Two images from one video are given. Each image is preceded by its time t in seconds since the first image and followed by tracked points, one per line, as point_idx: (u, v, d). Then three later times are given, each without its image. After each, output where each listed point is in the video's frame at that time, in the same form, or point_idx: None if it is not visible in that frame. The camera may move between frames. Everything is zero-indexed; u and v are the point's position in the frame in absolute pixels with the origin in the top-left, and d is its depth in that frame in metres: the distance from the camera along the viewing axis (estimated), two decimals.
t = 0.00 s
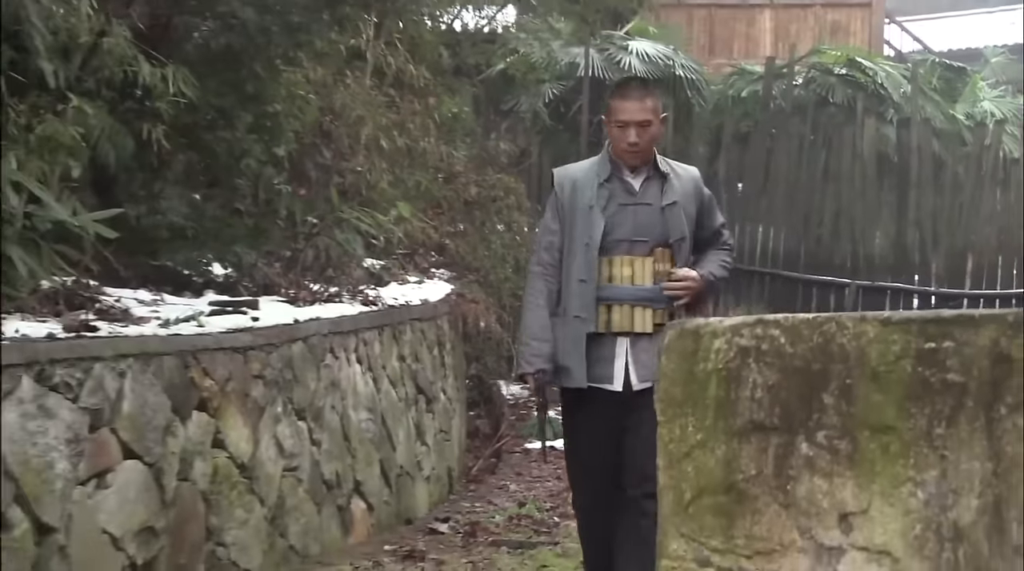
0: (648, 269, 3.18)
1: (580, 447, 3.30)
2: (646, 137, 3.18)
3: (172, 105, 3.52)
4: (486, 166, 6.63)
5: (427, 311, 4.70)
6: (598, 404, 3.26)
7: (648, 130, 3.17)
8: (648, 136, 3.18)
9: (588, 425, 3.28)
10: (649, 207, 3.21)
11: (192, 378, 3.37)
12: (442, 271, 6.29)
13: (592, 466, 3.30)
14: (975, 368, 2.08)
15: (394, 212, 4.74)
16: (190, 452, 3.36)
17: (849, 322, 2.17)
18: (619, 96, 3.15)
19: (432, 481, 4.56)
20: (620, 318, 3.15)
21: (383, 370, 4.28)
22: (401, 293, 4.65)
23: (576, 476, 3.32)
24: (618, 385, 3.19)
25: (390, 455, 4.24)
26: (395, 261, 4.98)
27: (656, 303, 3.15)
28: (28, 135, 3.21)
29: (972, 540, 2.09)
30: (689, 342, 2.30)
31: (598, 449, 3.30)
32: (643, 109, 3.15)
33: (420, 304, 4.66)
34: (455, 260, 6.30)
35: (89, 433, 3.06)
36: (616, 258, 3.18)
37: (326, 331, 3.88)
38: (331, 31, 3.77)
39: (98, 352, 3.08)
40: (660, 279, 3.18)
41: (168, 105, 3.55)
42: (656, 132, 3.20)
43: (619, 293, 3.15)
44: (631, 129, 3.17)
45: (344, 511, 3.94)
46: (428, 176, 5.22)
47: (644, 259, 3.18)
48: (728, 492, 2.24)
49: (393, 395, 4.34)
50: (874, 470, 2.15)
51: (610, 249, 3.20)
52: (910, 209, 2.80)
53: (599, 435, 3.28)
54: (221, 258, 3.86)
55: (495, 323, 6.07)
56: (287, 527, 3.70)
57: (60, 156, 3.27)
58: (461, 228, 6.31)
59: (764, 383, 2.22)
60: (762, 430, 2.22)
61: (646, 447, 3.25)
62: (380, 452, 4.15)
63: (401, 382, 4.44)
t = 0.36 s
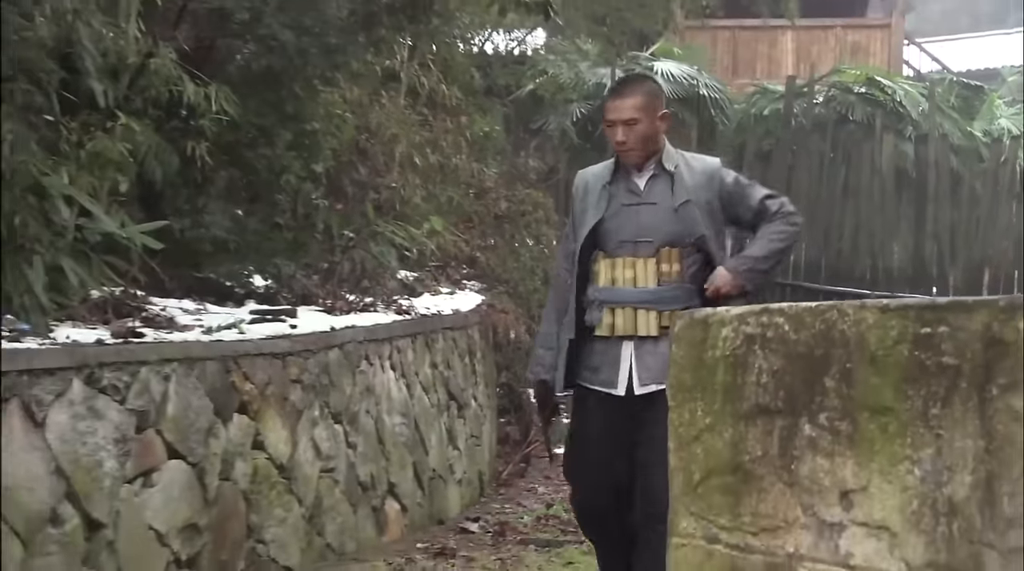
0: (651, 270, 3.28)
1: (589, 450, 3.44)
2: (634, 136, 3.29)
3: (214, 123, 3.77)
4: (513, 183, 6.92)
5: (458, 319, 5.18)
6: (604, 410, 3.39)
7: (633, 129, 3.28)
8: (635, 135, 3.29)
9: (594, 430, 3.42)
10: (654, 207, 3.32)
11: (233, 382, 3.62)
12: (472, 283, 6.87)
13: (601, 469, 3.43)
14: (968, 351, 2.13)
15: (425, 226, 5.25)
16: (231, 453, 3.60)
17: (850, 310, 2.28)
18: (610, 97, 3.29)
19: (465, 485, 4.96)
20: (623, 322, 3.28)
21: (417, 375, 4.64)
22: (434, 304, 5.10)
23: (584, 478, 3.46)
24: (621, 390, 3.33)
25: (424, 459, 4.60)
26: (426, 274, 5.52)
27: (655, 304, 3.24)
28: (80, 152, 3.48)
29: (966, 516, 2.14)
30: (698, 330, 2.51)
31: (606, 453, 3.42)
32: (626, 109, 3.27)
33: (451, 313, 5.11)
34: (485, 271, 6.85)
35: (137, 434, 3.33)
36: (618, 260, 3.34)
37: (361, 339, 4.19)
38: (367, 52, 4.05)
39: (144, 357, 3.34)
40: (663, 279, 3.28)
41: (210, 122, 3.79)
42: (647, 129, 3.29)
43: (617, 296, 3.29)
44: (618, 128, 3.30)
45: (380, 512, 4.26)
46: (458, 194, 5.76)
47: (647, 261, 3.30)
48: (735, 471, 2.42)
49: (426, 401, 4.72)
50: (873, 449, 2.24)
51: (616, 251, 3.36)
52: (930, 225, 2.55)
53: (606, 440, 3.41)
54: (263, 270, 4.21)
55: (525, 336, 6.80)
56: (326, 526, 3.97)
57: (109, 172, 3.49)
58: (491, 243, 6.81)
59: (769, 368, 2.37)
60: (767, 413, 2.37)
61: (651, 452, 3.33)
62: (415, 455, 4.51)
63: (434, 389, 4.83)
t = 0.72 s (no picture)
0: (662, 267, 3.44)
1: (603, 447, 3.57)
2: (624, 129, 3.48)
3: (260, 137, 4.13)
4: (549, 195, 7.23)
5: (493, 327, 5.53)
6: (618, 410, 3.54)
7: (623, 124, 3.47)
8: (624, 129, 3.47)
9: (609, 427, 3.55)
10: (664, 202, 3.47)
11: (277, 384, 3.85)
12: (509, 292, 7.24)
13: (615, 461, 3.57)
14: (971, 336, 2.24)
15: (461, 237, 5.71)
16: (275, 452, 3.82)
17: (858, 300, 2.40)
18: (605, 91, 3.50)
19: (499, 486, 5.29)
20: (637, 317, 3.44)
21: (453, 381, 5.01)
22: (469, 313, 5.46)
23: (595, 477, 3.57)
24: (630, 387, 3.50)
25: (458, 461, 4.89)
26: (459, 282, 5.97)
27: (666, 301, 3.40)
28: (134, 165, 3.69)
29: (968, 493, 2.25)
30: (714, 320, 2.62)
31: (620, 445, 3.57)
32: (615, 103, 3.46)
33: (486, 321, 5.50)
34: (522, 281, 7.04)
35: (186, 433, 3.52)
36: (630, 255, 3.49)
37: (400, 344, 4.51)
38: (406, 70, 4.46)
39: (194, 360, 3.55)
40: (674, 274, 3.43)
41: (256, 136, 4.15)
42: (637, 124, 3.47)
43: (629, 294, 3.44)
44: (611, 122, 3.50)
45: (417, 511, 4.52)
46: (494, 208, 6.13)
47: (657, 258, 3.45)
48: (749, 454, 2.53)
49: (462, 405, 5.07)
50: (880, 431, 2.35)
51: (627, 246, 3.51)
52: (954, 234, 2.66)
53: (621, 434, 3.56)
54: (306, 279, 4.60)
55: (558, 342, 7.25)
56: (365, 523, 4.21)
57: (160, 184, 3.75)
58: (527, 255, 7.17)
59: (781, 355, 2.48)
60: (780, 398, 2.48)
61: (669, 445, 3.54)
62: (451, 457, 4.86)
63: (471, 393, 5.20)
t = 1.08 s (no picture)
0: (638, 277, 3.05)
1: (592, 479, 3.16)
2: (574, 141, 3.10)
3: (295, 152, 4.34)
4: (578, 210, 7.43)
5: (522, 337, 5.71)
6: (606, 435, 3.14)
7: (574, 135, 3.09)
8: (573, 141, 3.09)
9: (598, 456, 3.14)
10: (636, 209, 3.08)
11: (311, 390, 4.00)
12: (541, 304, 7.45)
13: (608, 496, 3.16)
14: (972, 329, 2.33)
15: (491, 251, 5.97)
16: (310, 455, 3.97)
17: (865, 296, 2.49)
18: (557, 105, 3.15)
19: (528, 491, 5.45)
20: (617, 332, 3.03)
21: (483, 389, 5.18)
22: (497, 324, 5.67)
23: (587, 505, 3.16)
24: (616, 406, 3.07)
25: (489, 466, 5.05)
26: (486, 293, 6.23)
27: (648, 312, 3.01)
28: (174, 180, 3.86)
29: (970, 480, 2.33)
30: (725, 317, 2.71)
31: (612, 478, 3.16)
32: (564, 113, 3.10)
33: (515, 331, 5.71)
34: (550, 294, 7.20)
35: (224, 437, 3.66)
36: (606, 267, 3.08)
37: (429, 353, 4.66)
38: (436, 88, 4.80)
39: (232, 365, 3.69)
40: (657, 283, 3.04)
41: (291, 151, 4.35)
42: (587, 135, 3.09)
43: (607, 306, 3.04)
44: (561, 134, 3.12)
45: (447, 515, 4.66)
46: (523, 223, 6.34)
47: (636, 266, 3.05)
48: (760, 445, 2.62)
49: (491, 412, 5.24)
50: (886, 421, 2.45)
51: (600, 259, 3.10)
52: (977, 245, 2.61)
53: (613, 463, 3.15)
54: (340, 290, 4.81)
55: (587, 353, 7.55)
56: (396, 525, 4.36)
57: (199, 197, 3.89)
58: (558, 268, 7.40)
59: (790, 350, 2.58)
60: (789, 391, 2.58)
61: (665, 462, 3.08)
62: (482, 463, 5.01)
63: (500, 401, 5.38)
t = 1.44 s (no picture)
0: (597, 274, 2.92)
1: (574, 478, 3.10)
2: (531, 146, 3.04)
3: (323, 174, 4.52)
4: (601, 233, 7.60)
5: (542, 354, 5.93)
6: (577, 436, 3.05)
7: (531, 139, 3.02)
8: (531, 145, 3.03)
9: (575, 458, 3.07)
10: (594, 207, 2.94)
11: (337, 402, 4.14)
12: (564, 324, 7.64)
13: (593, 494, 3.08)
14: (965, 330, 2.43)
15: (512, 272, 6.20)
16: (336, 465, 4.11)
17: (862, 299, 2.60)
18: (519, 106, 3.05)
19: (550, 503, 5.62)
20: (577, 334, 2.92)
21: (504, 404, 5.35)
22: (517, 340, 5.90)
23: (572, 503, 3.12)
24: (582, 408, 2.96)
25: (510, 479, 5.21)
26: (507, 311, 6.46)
27: (605, 310, 2.87)
28: (206, 201, 4.01)
29: (964, 475, 2.43)
30: (729, 320, 2.83)
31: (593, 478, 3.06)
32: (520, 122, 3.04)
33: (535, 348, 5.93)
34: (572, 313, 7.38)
35: (253, 447, 3.80)
36: (571, 266, 2.97)
37: (452, 368, 4.85)
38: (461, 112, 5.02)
39: (261, 378, 3.83)
40: (615, 280, 2.89)
41: (319, 173, 4.53)
42: (541, 140, 3.00)
43: (568, 307, 2.94)
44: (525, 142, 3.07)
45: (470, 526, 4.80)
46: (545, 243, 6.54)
47: (594, 266, 2.92)
48: (762, 444, 2.73)
49: (513, 426, 5.40)
50: (882, 419, 2.55)
51: (567, 258, 3.00)
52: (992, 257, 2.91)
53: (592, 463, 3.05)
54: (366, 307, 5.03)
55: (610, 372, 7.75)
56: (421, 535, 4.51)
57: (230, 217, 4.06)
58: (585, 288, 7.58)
59: (791, 352, 2.69)
60: (789, 391, 2.69)
61: (620, 464, 2.88)
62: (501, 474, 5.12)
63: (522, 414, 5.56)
